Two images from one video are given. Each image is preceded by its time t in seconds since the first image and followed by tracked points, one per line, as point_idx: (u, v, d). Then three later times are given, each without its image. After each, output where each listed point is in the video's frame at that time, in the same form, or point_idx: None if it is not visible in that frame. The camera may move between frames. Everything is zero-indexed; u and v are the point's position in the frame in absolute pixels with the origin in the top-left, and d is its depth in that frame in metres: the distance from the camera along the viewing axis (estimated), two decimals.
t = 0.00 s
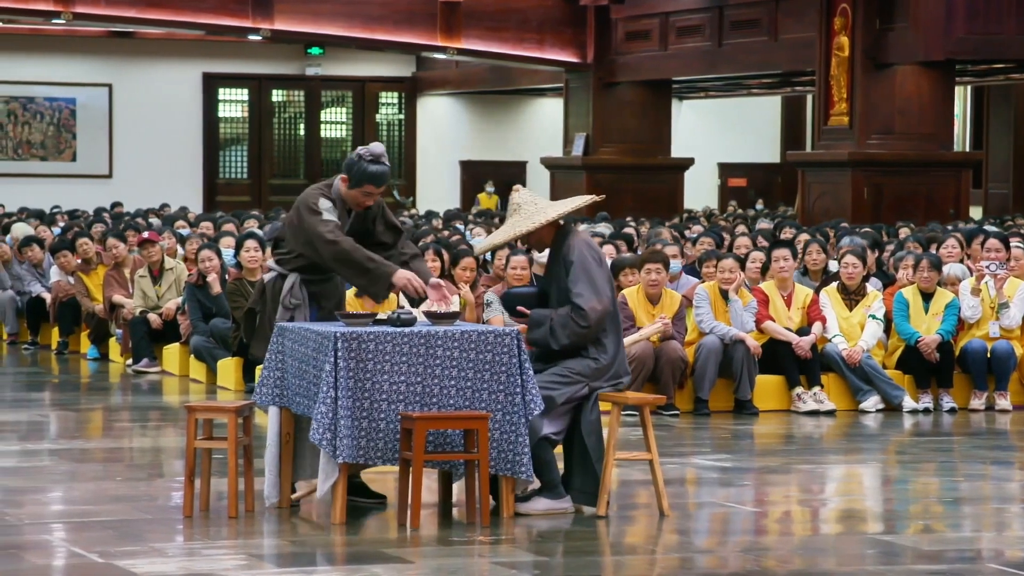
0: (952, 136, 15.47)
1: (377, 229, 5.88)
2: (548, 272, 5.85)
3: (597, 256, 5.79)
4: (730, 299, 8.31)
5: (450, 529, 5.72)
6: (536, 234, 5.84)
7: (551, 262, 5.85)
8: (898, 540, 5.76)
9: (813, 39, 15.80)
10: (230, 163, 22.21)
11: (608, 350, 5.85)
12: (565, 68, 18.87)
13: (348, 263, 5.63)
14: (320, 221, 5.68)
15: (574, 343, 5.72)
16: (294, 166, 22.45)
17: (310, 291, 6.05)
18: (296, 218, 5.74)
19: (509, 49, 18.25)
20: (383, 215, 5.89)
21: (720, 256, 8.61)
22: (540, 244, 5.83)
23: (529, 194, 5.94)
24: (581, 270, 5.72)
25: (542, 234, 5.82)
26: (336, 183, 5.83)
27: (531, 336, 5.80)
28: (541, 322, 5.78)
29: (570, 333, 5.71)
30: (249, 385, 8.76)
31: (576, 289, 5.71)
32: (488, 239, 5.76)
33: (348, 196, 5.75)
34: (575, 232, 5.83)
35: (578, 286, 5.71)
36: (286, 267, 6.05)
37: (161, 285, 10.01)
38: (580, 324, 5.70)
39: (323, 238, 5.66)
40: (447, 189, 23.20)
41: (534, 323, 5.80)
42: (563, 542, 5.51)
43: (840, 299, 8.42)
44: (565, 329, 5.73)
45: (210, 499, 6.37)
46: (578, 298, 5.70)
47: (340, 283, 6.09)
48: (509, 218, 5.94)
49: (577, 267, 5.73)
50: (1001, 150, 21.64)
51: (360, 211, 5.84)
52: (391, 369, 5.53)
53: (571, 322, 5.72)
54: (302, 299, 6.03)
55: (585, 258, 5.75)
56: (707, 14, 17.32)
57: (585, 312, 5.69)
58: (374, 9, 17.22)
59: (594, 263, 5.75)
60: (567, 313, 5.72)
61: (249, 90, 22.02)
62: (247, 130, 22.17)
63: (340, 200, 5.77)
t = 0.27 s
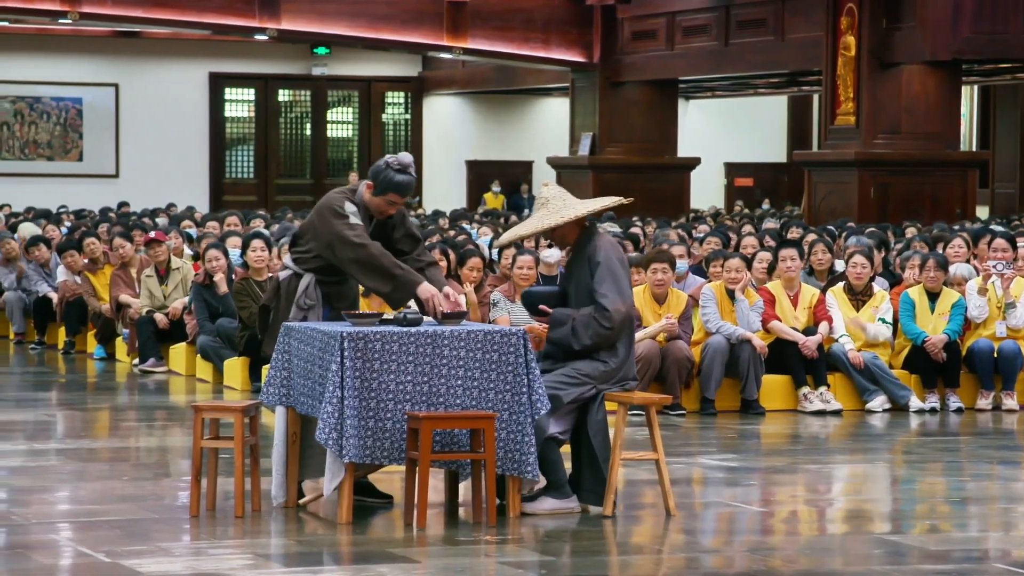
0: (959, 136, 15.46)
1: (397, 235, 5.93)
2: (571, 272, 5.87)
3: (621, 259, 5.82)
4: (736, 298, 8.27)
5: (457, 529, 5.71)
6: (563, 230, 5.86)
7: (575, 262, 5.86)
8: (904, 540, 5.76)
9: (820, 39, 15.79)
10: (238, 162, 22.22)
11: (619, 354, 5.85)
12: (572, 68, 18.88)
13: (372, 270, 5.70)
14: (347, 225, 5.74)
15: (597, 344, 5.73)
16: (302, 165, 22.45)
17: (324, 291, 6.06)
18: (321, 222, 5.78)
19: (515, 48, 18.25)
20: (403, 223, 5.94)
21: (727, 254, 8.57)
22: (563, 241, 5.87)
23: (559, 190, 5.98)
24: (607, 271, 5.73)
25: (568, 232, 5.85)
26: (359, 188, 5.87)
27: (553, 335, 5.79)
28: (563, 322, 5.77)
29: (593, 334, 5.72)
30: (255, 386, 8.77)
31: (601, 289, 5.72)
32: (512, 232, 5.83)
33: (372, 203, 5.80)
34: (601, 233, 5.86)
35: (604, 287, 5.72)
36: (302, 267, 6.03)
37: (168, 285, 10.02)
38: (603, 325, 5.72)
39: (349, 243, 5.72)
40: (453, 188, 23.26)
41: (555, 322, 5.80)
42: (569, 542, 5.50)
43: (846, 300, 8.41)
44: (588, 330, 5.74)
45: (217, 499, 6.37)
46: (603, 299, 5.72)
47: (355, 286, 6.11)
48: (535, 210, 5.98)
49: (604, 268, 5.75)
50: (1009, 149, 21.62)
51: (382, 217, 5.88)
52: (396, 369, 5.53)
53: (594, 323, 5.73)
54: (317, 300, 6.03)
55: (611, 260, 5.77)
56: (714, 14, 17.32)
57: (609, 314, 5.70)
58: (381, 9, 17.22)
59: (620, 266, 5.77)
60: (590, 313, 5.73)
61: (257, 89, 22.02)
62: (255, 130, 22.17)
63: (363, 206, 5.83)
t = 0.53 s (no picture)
0: (977, 135, 15.42)
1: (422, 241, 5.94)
2: (602, 271, 5.89)
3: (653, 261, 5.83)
4: (753, 298, 8.27)
5: (474, 529, 5.70)
6: (596, 227, 5.86)
7: (608, 261, 5.87)
8: (922, 540, 5.75)
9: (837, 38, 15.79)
10: (253, 162, 22.23)
11: (638, 356, 5.86)
12: (589, 67, 18.88)
13: (394, 273, 5.72)
14: (371, 226, 5.75)
15: (626, 344, 5.74)
16: (318, 166, 22.46)
17: (348, 293, 6.06)
18: (347, 222, 5.79)
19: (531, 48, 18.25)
20: (429, 228, 5.95)
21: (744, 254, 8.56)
22: (596, 237, 5.87)
23: (597, 186, 5.96)
24: (641, 271, 5.74)
25: (601, 228, 5.85)
26: (387, 192, 5.88)
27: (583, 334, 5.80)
28: (595, 321, 5.78)
29: (623, 334, 5.73)
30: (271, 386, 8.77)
31: (634, 290, 5.73)
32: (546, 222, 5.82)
33: (398, 207, 5.81)
34: (633, 233, 5.86)
35: (637, 287, 5.73)
36: (326, 267, 6.04)
37: (185, 285, 10.04)
38: (634, 326, 5.73)
39: (373, 244, 5.73)
40: (471, 189, 23.26)
41: (585, 321, 5.81)
42: (586, 542, 5.49)
43: (864, 300, 8.46)
44: (618, 330, 5.75)
45: (235, 498, 6.37)
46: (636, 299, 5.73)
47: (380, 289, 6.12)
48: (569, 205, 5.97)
49: (638, 268, 5.75)
50: None
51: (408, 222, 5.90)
52: (414, 368, 5.52)
53: (624, 323, 5.74)
54: (340, 300, 6.04)
55: (645, 260, 5.78)
56: (731, 14, 17.30)
57: (641, 314, 5.71)
58: (397, 8, 17.22)
59: (653, 267, 5.78)
60: (621, 314, 5.74)
61: (274, 90, 22.04)
62: (271, 130, 22.18)
63: (389, 209, 5.84)
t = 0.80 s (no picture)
0: (988, 134, 15.40)
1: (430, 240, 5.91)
2: (619, 269, 5.88)
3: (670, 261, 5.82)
4: (764, 298, 8.28)
5: (485, 529, 5.70)
6: (615, 224, 5.87)
7: (625, 259, 5.87)
8: (933, 540, 5.74)
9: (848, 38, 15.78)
10: (265, 162, 22.25)
11: (650, 355, 5.86)
12: (600, 67, 18.87)
13: (392, 259, 5.65)
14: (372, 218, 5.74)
15: (641, 344, 5.74)
16: (329, 165, 22.48)
17: (356, 291, 6.07)
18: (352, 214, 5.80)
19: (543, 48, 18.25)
20: (438, 228, 5.92)
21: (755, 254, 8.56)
22: (615, 235, 5.88)
23: (619, 183, 5.97)
24: (658, 271, 5.74)
25: (620, 225, 5.87)
26: (393, 190, 5.88)
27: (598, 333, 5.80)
28: (610, 320, 5.78)
29: (639, 334, 5.73)
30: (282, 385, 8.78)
31: (650, 290, 5.73)
32: (566, 219, 5.87)
33: (403, 205, 5.81)
34: (651, 233, 5.87)
35: (653, 287, 5.72)
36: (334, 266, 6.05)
37: (196, 284, 10.05)
38: (649, 326, 5.73)
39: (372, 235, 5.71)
40: (482, 188, 23.23)
41: (600, 320, 5.81)
42: (597, 541, 5.49)
43: (874, 299, 8.45)
44: (633, 330, 5.75)
45: (245, 498, 6.37)
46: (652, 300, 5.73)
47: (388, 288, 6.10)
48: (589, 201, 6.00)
49: (655, 268, 5.75)
50: None
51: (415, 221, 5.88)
52: (424, 368, 5.52)
53: (639, 323, 5.74)
54: (349, 300, 6.04)
55: (662, 260, 5.77)
56: (742, 13, 17.28)
57: (657, 314, 5.71)
58: (409, 8, 17.22)
59: (670, 267, 5.78)
60: (637, 314, 5.74)
61: (285, 89, 22.06)
62: (282, 129, 22.20)
63: (395, 207, 5.83)
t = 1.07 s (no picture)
0: (993, 133, 15.39)
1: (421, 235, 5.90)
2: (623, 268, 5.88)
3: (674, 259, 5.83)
4: (769, 296, 8.28)
5: (489, 527, 5.70)
6: (621, 222, 5.87)
7: (629, 258, 5.87)
8: (938, 538, 5.73)
9: (852, 37, 15.78)
10: (269, 160, 22.26)
11: (654, 354, 5.85)
12: (604, 65, 18.89)
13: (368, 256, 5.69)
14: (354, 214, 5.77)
15: (646, 343, 5.74)
16: (333, 163, 22.48)
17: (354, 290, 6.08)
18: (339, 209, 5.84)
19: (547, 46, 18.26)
20: (430, 225, 5.91)
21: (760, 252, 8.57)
22: (621, 233, 5.88)
23: (626, 181, 5.96)
24: (662, 269, 5.74)
25: (626, 223, 5.87)
26: (386, 184, 5.86)
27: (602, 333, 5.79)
28: (614, 319, 5.78)
29: (643, 332, 5.73)
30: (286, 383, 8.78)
31: (655, 289, 5.73)
32: (570, 217, 5.88)
33: (395, 200, 5.80)
34: (657, 231, 5.87)
35: (658, 286, 5.73)
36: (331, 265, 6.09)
37: (200, 282, 10.05)
38: (653, 324, 5.73)
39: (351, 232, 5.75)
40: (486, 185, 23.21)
41: (604, 320, 5.81)
42: (601, 540, 5.49)
43: (879, 298, 8.44)
44: (637, 329, 5.75)
45: (250, 497, 6.37)
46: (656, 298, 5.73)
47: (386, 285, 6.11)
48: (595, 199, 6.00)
49: (660, 266, 5.75)
50: None
51: (407, 216, 5.86)
52: (428, 366, 5.52)
53: (644, 322, 5.74)
54: (346, 297, 6.04)
55: (666, 258, 5.77)
56: (747, 11, 17.28)
57: (661, 313, 5.71)
58: (414, 7, 17.22)
59: (674, 266, 5.78)
60: (641, 312, 5.74)
61: (289, 87, 22.07)
62: (286, 128, 22.21)
63: (386, 202, 5.82)
